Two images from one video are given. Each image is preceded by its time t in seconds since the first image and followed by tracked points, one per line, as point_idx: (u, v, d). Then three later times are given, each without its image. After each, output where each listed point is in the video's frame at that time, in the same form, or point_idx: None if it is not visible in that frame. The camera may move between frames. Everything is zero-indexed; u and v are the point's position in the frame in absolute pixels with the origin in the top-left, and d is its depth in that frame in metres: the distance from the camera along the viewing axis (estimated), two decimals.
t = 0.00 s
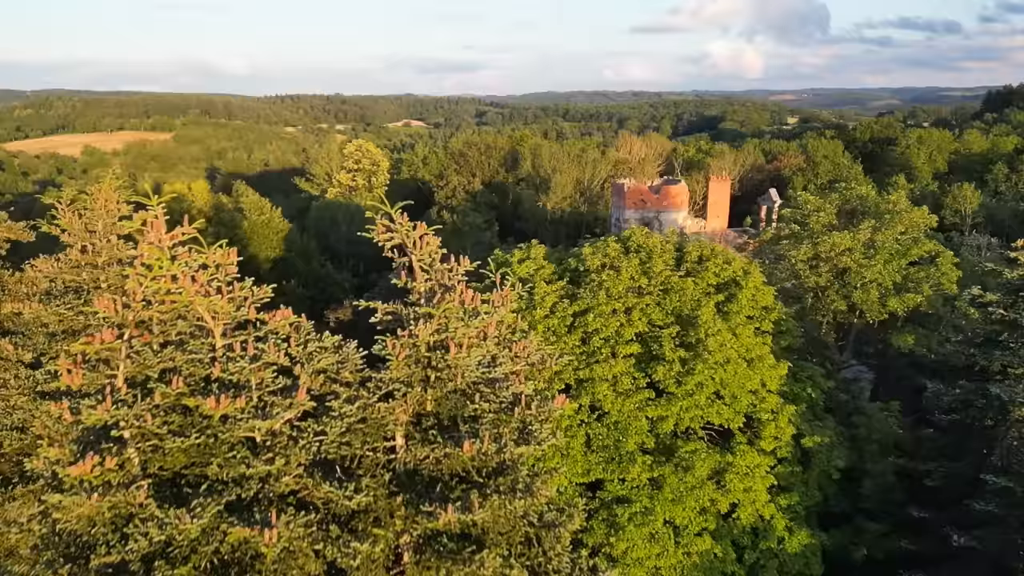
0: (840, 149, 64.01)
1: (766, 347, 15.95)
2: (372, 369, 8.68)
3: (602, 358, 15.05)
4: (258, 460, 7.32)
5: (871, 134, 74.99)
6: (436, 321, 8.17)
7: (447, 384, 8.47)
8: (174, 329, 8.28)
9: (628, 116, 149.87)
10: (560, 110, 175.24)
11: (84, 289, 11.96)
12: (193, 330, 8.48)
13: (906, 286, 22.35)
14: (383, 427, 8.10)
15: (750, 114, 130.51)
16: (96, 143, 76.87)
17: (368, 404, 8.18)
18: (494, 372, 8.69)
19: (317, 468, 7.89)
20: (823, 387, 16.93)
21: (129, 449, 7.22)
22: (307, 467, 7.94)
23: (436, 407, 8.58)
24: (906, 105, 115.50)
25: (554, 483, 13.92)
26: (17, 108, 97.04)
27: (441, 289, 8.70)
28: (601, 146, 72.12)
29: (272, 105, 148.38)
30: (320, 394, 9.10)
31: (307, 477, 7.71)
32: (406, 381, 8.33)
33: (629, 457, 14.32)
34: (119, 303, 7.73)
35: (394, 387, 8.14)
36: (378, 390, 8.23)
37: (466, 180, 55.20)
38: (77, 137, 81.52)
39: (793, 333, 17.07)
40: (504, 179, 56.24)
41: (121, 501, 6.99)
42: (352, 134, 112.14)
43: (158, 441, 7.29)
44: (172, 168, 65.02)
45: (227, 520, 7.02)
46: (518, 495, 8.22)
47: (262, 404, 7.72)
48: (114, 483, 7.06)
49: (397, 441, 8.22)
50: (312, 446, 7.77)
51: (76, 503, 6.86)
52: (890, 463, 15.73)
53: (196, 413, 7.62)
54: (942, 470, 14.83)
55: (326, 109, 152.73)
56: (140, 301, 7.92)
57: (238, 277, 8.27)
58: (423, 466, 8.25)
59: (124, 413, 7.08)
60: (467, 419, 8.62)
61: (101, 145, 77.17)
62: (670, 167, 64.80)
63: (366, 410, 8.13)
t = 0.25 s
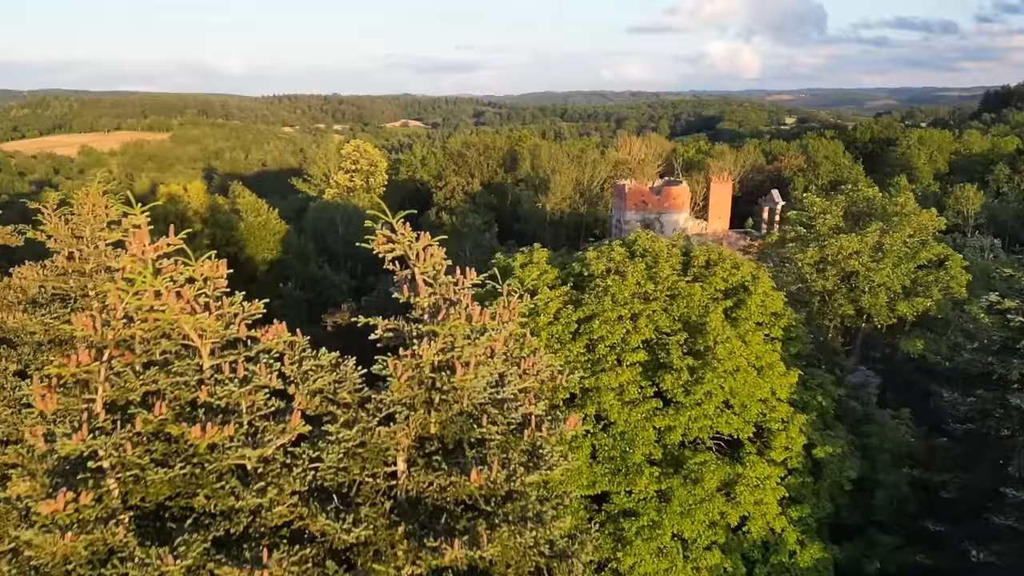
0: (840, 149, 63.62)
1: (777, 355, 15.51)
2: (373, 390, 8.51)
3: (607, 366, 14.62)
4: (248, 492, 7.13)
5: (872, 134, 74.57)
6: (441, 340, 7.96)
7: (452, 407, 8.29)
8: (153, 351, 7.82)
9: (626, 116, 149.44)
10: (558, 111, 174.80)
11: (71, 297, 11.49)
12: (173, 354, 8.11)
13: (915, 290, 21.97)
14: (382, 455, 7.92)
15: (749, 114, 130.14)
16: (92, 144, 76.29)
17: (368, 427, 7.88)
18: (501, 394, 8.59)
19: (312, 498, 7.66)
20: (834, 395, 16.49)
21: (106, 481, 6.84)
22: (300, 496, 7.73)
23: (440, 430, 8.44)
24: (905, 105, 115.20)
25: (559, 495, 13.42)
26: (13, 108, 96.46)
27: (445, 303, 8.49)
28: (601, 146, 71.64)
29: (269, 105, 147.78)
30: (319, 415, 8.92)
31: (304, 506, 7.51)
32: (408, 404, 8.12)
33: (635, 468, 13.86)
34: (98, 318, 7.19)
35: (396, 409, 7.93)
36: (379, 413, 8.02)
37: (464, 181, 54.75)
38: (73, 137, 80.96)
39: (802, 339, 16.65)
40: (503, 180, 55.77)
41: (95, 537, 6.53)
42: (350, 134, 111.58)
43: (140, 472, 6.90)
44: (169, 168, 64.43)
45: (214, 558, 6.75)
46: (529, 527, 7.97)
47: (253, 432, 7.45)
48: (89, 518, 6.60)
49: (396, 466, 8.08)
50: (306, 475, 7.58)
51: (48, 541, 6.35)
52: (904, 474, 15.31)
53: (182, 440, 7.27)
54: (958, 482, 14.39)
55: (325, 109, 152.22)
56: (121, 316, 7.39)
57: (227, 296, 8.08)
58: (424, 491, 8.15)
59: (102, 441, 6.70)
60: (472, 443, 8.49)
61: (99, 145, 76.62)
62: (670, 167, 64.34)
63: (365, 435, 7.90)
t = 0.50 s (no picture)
0: (841, 149, 63.24)
1: (787, 362, 15.07)
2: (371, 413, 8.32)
3: (614, 375, 14.19)
4: (237, 528, 6.82)
5: (873, 134, 74.19)
6: (447, 361, 7.68)
7: (459, 433, 8.02)
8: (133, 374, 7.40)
9: (625, 116, 149.06)
10: (556, 110, 174.31)
11: (56, 306, 11.06)
12: (155, 376, 7.71)
13: (924, 294, 21.57)
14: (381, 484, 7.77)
15: (748, 114, 129.77)
16: (89, 144, 75.74)
17: (368, 455, 7.71)
18: (511, 417, 8.34)
19: (306, 531, 7.46)
20: (846, 403, 16.06)
21: (81, 518, 6.45)
22: (296, 528, 7.51)
23: (446, 457, 8.16)
24: (904, 104, 114.87)
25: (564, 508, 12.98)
26: (9, 108, 95.82)
27: (451, 320, 8.29)
28: (601, 146, 71.17)
29: (267, 104, 147.15)
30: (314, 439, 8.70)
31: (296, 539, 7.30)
32: (412, 430, 7.90)
33: (643, 480, 13.42)
34: (73, 340, 6.77)
35: (398, 436, 7.67)
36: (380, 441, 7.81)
37: (463, 181, 54.31)
38: (70, 137, 80.45)
39: (812, 345, 16.23)
40: (502, 180, 55.32)
41: None
42: (347, 134, 111.03)
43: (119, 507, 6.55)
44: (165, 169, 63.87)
45: None
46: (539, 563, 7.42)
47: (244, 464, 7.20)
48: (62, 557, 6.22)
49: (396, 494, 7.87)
50: (300, 508, 7.40)
51: None
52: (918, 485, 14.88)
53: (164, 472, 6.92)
54: (975, 494, 13.94)
55: (323, 109, 151.59)
56: (98, 337, 6.97)
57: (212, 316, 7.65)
58: (427, 523, 7.91)
59: (75, 476, 6.33)
60: (480, 472, 8.21)
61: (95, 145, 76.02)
62: (670, 167, 63.93)
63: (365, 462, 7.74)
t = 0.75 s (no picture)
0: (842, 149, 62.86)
1: (798, 370, 14.63)
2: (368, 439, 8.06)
3: (620, 385, 13.76)
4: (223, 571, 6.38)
5: (873, 134, 73.80)
6: (456, 387, 7.31)
7: (468, 464, 7.66)
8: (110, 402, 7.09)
9: (623, 116, 148.64)
10: (554, 111, 173.86)
11: (41, 316, 10.60)
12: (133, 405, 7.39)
13: (933, 298, 21.15)
14: (381, 518, 7.48)
15: (747, 114, 129.38)
16: (85, 144, 75.16)
17: (367, 487, 7.45)
18: (523, 445, 8.02)
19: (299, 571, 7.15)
20: (857, 411, 15.63)
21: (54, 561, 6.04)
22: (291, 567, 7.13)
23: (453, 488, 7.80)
24: (903, 104, 114.56)
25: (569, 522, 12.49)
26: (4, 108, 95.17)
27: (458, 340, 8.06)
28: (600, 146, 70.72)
29: (264, 105, 146.53)
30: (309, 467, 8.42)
31: None
32: (415, 460, 7.55)
33: (651, 494, 12.97)
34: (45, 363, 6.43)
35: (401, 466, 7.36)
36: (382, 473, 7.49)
37: (462, 182, 53.85)
38: (66, 137, 79.86)
39: (822, 352, 15.80)
40: (501, 181, 54.85)
41: None
42: (345, 134, 110.45)
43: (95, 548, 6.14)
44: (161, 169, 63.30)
45: None
46: None
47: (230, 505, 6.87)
48: None
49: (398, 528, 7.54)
50: (294, 548, 7.05)
51: None
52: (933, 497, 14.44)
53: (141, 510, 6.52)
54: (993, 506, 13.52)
55: (320, 109, 150.97)
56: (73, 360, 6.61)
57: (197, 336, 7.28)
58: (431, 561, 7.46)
59: (44, 517, 5.94)
60: (489, 505, 7.88)
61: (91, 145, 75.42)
62: (670, 168, 63.49)
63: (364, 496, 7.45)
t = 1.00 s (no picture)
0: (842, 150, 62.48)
1: (810, 379, 14.18)
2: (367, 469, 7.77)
3: (627, 395, 13.32)
4: None
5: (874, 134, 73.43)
6: (466, 417, 7.09)
7: (479, 500, 7.36)
8: (84, 434, 6.77)
9: (621, 116, 148.20)
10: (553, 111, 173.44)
11: (22, 327, 10.14)
12: (110, 437, 7.04)
13: (944, 302, 20.73)
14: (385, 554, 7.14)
15: (746, 114, 129.02)
16: (81, 144, 74.54)
17: (367, 526, 7.12)
18: (537, 477, 7.75)
19: None
20: (870, 420, 15.19)
21: None
22: None
23: (462, 524, 7.45)
24: (902, 104, 114.25)
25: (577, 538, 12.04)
26: None
27: (467, 361, 7.76)
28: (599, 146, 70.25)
29: (262, 104, 145.88)
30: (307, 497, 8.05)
31: None
32: (420, 495, 7.28)
33: (659, 508, 12.55)
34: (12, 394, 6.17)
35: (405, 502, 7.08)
36: (384, 509, 7.26)
37: (461, 182, 53.38)
38: (62, 136, 79.24)
39: (833, 360, 15.39)
40: (500, 182, 54.37)
41: None
42: (343, 134, 109.85)
43: None
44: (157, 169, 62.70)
45: None
46: None
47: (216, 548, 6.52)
48: None
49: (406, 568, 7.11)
50: None
51: None
52: (949, 510, 14.10)
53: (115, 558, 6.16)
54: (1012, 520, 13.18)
55: (318, 109, 150.34)
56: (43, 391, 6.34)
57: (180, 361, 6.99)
58: None
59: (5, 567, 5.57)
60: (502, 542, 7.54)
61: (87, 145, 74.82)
62: (669, 168, 63.04)
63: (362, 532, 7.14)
